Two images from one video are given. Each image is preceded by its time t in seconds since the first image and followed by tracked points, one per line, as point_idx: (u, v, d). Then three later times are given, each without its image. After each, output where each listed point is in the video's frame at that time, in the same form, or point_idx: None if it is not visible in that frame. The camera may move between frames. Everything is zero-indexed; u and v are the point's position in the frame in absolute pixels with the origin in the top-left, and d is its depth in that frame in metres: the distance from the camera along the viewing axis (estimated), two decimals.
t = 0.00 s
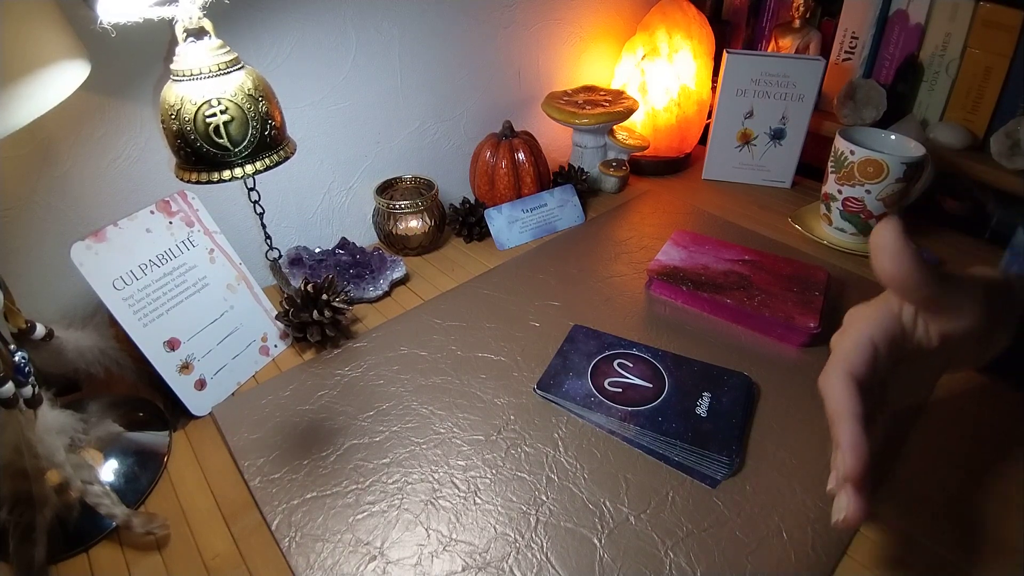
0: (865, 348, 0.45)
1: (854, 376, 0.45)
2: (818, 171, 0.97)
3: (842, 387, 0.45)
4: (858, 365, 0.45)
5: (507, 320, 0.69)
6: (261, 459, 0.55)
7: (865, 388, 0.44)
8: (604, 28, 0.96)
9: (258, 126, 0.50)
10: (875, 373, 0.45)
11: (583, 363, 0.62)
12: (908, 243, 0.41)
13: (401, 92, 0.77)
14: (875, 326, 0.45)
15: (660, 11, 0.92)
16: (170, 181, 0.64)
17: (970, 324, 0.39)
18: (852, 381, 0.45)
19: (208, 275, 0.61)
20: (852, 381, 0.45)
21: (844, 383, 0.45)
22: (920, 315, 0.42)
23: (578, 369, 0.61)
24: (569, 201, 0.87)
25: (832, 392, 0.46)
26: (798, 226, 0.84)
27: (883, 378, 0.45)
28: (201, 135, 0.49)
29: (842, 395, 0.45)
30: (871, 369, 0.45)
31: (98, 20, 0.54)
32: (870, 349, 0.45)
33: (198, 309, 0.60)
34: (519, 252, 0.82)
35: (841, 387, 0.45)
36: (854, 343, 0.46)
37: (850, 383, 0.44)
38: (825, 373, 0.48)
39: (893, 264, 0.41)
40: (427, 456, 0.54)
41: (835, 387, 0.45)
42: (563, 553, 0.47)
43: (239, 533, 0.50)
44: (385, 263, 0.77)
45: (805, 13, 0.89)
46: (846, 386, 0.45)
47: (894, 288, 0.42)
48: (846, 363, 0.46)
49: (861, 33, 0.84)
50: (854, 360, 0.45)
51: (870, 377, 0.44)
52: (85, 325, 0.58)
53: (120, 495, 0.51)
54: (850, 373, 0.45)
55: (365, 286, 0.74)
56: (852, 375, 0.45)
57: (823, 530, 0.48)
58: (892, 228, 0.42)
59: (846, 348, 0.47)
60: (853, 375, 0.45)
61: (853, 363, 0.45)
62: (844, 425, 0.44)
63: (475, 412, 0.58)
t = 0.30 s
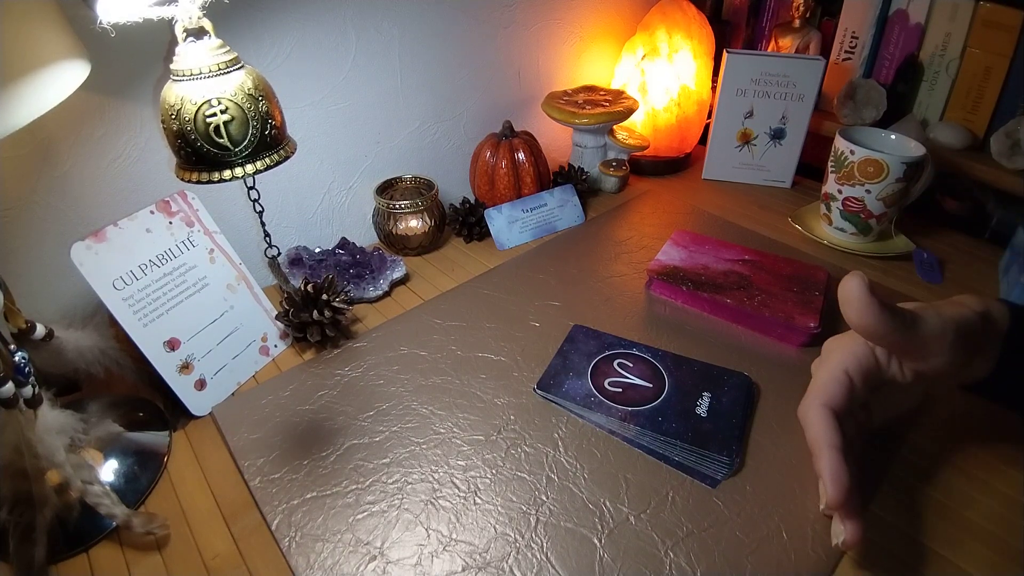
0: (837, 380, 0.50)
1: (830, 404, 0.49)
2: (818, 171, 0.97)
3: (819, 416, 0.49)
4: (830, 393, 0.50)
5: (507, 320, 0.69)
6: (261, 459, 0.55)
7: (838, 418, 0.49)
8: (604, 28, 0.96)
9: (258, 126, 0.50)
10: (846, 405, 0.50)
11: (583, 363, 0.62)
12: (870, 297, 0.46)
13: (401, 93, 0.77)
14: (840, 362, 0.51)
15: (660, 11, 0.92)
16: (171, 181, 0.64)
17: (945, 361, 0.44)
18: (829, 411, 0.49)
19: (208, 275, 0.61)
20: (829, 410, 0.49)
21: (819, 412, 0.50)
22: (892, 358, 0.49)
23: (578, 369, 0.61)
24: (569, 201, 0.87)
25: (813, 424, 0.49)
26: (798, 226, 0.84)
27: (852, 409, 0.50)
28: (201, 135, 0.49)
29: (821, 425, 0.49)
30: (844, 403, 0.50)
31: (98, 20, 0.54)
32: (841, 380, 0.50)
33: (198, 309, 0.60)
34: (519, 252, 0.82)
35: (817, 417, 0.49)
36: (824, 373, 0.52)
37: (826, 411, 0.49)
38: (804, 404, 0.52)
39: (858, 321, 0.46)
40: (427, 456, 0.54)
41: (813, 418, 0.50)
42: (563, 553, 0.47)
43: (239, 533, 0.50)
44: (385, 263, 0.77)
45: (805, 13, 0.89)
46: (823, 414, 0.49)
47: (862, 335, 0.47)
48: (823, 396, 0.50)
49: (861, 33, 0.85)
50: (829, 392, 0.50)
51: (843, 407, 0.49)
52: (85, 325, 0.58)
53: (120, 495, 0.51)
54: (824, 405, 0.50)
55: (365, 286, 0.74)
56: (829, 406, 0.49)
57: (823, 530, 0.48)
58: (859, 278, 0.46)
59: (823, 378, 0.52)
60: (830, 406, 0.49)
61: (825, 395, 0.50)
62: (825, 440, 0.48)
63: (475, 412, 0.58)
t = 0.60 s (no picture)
0: (834, 382, 0.49)
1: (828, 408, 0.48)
2: (818, 171, 0.97)
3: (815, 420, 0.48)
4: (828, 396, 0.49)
5: (507, 320, 0.69)
6: (261, 459, 0.55)
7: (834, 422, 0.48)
8: (604, 28, 0.96)
9: (258, 126, 0.50)
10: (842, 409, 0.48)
11: (583, 363, 0.62)
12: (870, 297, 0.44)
13: (401, 93, 0.77)
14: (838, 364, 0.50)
15: (660, 11, 0.92)
16: (171, 181, 0.64)
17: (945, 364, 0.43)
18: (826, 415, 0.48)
19: (208, 274, 0.61)
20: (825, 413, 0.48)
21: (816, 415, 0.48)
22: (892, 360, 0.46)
23: (578, 369, 0.61)
24: (569, 201, 0.87)
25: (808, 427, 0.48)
26: (798, 226, 0.84)
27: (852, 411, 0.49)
28: (201, 135, 0.49)
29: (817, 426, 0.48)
30: (842, 405, 0.48)
31: (98, 20, 0.54)
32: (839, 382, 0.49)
33: (198, 309, 0.59)
34: (519, 252, 0.82)
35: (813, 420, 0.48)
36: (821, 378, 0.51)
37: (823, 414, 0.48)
38: (800, 407, 0.51)
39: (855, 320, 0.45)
40: (427, 456, 0.54)
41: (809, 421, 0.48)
42: (563, 553, 0.47)
43: (239, 533, 0.50)
44: (385, 263, 0.77)
45: (804, 13, 0.89)
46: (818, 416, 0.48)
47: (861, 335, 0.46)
48: (820, 399, 0.49)
49: (861, 33, 0.85)
50: (826, 396, 0.49)
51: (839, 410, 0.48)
52: (85, 325, 0.58)
53: (120, 495, 0.51)
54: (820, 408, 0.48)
55: (365, 286, 0.74)
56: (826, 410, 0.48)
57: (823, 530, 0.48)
58: (859, 277, 0.45)
59: (820, 382, 0.50)
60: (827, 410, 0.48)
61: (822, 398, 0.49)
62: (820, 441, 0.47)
63: (475, 412, 0.58)
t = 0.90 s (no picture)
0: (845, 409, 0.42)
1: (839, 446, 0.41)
2: (818, 171, 0.97)
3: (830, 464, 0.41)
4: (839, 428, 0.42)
5: (507, 320, 0.69)
6: (261, 459, 0.55)
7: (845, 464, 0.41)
8: (604, 28, 0.96)
9: (258, 126, 0.50)
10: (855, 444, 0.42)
11: (583, 363, 0.62)
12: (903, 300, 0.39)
13: (401, 93, 0.77)
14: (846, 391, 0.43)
15: (660, 11, 0.92)
16: (170, 181, 0.64)
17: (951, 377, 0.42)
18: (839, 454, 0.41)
19: (209, 275, 0.61)
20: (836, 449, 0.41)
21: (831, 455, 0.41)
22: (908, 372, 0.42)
23: (578, 369, 0.61)
24: (569, 201, 0.87)
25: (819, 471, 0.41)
26: (798, 226, 0.84)
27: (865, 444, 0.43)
28: (201, 135, 0.49)
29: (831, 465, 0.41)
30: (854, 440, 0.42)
31: (98, 20, 0.54)
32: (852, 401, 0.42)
33: (197, 310, 0.59)
34: (519, 253, 0.82)
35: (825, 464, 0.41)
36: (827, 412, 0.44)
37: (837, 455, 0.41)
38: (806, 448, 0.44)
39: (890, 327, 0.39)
40: (427, 456, 0.54)
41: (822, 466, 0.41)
42: (563, 553, 0.47)
43: (239, 533, 0.50)
44: (385, 263, 0.77)
45: (805, 13, 0.89)
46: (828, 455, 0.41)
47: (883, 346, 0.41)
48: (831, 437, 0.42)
49: (861, 33, 0.85)
50: (838, 435, 0.42)
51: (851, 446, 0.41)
52: (85, 325, 0.58)
53: (120, 495, 0.51)
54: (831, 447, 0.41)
55: (365, 287, 0.74)
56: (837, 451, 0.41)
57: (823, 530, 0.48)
58: (886, 283, 0.40)
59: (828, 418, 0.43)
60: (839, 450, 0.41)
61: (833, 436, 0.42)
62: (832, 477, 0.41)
63: (475, 412, 0.58)
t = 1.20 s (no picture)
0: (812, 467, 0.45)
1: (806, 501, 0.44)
2: (818, 171, 0.97)
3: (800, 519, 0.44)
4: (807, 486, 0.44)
5: (507, 320, 0.69)
6: (261, 459, 0.55)
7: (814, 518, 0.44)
8: (604, 28, 0.96)
9: (258, 126, 0.50)
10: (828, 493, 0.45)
11: (583, 363, 0.62)
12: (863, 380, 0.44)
13: (401, 94, 0.78)
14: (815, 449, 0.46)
15: (660, 11, 0.92)
16: (170, 181, 0.64)
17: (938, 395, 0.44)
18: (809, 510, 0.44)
19: (208, 274, 0.61)
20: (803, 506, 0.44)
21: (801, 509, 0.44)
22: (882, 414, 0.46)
23: (578, 370, 0.61)
24: (569, 201, 0.87)
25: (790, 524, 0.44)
26: (798, 226, 0.84)
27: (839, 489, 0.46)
28: (201, 135, 0.49)
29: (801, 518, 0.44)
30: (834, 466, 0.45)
31: (98, 20, 0.54)
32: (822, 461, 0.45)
33: (198, 310, 0.59)
34: (519, 252, 0.82)
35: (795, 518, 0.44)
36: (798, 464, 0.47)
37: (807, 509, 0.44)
38: (780, 499, 0.46)
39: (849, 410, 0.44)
40: (427, 456, 0.54)
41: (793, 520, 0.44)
42: (563, 553, 0.47)
43: (239, 533, 0.50)
44: (385, 263, 0.77)
45: (805, 13, 0.88)
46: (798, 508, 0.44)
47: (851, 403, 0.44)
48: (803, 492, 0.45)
49: (861, 33, 0.84)
50: (809, 488, 0.44)
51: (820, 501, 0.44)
52: (85, 325, 0.58)
53: (120, 495, 0.51)
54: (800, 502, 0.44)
55: (365, 286, 0.74)
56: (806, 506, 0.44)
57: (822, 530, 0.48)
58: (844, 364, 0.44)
59: (799, 470, 0.46)
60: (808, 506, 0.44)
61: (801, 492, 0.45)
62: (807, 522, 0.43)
63: (475, 412, 0.58)
